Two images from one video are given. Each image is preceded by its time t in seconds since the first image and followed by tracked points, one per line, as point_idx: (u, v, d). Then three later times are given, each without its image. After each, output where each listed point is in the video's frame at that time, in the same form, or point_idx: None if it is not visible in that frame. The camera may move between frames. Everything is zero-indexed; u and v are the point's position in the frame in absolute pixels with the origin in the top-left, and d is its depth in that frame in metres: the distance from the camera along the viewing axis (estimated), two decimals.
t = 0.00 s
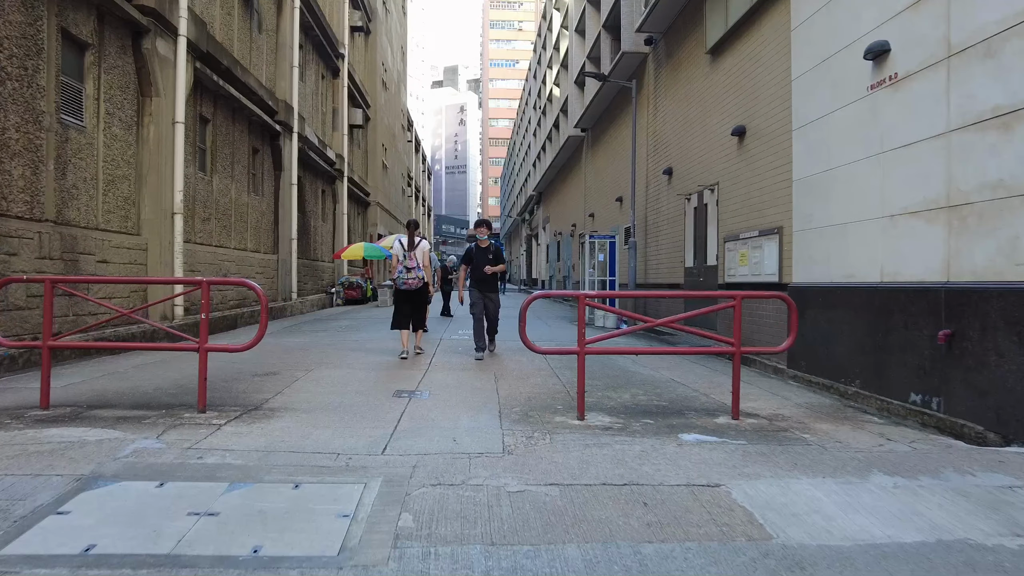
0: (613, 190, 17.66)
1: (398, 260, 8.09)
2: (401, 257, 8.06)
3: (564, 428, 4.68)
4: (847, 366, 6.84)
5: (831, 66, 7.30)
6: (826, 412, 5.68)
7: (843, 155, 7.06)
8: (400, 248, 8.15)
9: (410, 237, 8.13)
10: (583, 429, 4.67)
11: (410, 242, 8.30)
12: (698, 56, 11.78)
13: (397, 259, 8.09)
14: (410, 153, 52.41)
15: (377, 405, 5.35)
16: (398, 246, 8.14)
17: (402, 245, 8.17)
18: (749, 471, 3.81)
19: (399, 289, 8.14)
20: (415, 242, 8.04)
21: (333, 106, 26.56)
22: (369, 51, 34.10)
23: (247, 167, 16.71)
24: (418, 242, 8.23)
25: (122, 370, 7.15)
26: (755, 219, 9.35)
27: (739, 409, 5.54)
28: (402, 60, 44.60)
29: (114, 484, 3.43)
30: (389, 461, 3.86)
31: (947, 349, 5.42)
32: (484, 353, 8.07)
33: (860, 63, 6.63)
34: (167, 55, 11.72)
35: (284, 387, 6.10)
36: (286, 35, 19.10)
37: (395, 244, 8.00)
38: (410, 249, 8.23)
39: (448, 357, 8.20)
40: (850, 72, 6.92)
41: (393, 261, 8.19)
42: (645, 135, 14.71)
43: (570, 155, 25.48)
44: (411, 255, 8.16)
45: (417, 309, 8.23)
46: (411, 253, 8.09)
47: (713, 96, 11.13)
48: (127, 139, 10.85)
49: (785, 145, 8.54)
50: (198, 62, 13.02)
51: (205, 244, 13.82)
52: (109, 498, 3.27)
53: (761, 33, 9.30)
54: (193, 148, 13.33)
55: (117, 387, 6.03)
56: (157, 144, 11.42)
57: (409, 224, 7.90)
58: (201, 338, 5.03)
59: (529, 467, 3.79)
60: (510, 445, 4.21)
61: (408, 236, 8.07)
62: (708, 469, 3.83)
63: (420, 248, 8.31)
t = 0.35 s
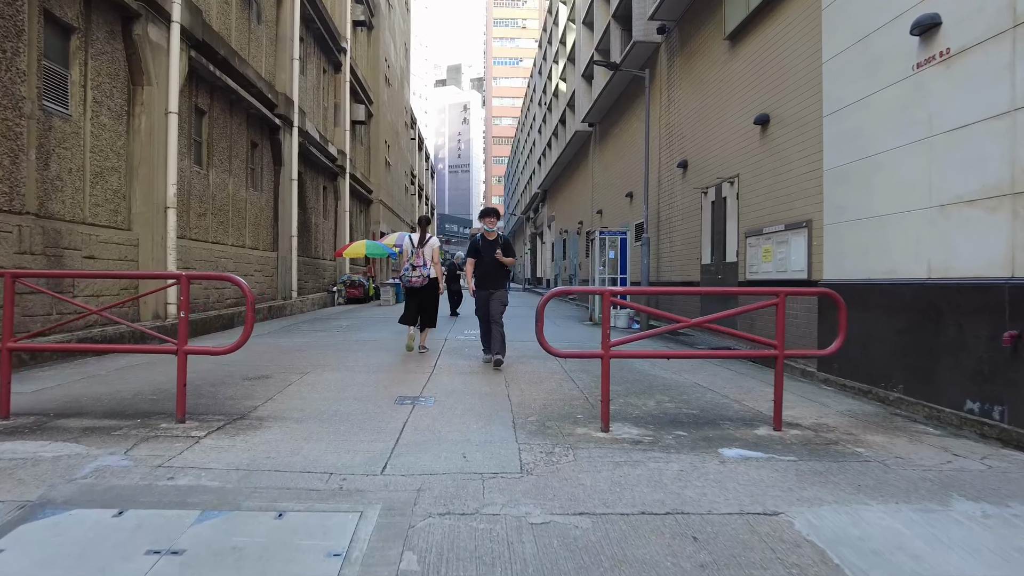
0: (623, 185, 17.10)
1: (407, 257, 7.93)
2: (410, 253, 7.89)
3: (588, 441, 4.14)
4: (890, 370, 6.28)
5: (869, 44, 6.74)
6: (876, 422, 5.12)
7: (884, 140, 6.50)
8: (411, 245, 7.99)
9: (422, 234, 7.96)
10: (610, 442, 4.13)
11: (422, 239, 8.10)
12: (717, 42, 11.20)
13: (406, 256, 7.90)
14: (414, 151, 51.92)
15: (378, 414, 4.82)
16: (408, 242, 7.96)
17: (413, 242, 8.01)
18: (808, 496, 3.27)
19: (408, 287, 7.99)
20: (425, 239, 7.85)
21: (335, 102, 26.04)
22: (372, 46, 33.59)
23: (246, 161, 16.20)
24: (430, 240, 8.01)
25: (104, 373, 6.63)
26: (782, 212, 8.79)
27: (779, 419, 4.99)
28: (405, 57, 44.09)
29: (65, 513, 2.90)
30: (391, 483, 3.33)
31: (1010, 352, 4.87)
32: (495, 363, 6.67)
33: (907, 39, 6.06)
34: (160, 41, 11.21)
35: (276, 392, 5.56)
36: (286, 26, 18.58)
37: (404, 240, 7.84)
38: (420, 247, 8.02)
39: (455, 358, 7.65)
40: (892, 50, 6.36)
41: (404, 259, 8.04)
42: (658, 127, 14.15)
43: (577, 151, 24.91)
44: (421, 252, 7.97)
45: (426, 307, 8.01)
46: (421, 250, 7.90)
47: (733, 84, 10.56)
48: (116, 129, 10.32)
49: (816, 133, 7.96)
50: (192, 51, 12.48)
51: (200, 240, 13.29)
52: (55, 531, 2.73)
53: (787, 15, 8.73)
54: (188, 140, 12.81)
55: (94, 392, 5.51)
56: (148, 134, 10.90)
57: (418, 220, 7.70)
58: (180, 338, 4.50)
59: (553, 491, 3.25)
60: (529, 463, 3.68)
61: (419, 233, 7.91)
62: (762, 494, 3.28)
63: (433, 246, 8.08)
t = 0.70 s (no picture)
0: (639, 182, 16.52)
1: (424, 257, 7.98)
2: (427, 253, 7.93)
3: (634, 468, 3.57)
4: (954, 380, 5.67)
5: (928, 18, 6.09)
6: (951, 440, 4.54)
7: (946, 124, 5.86)
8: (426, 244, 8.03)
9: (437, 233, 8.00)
10: (660, 469, 3.57)
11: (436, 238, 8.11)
12: (746, 26, 10.52)
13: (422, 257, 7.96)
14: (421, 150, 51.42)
15: (389, 431, 4.25)
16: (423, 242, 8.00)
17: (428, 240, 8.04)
18: (916, 542, 2.69)
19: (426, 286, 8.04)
20: (441, 239, 7.91)
21: (341, 98, 25.53)
22: (380, 43, 33.10)
23: (249, 157, 15.68)
24: (444, 238, 8.03)
25: (92, 381, 6.10)
26: (820, 207, 8.19)
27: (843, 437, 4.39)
28: (413, 55, 43.58)
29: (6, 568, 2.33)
30: (408, 525, 2.76)
31: None
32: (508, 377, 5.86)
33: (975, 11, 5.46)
34: (158, 28, 10.68)
35: (276, 404, 5.02)
36: (291, 19, 18.06)
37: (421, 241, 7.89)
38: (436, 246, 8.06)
39: (471, 364, 7.11)
40: (955, 26, 5.75)
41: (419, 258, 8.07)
42: (679, 120, 13.54)
43: (589, 147, 24.33)
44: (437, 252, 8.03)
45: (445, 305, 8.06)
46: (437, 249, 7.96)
47: (762, 71, 9.93)
48: (111, 120, 9.79)
49: (861, 121, 7.29)
50: (192, 39, 11.95)
51: (201, 237, 12.76)
52: None
53: None
54: (189, 133, 12.28)
55: (75, 403, 4.98)
56: (144, 127, 10.37)
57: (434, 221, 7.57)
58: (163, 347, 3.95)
59: (604, 539, 2.67)
60: (569, 499, 3.10)
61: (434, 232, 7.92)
62: (859, 539, 2.70)
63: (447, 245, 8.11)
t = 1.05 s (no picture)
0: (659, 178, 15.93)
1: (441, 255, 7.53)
2: (444, 250, 7.47)
3: (702, 505, 3.03)
4: None
5: None
6: None
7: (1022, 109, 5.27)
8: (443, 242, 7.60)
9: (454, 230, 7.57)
10: (732, 506, 3.03)
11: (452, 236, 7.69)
12: (780, 12, 9.89)
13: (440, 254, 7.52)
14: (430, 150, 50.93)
15: (408, 453, 3.73)
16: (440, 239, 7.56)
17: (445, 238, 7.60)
18: None
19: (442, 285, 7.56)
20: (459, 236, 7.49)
21: (351, 95, 25.06)
22: (390, 40, 32.63)
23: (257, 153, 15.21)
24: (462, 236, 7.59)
25: (83, 390, 5.61)
26: (867, 203, 7.59)
27: (927, 463, 3.83)
28: (423, 53, 43.11)
29: None
30: None
31: None
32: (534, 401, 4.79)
33: None
34: (160, 17, 10.20)
35: (282, 419, 4.50)
36: (300, 13, 17.58)
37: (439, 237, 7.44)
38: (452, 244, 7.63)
39: (492, 372, 6.58)
40: None
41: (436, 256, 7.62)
42: (704, 113, 12.94)
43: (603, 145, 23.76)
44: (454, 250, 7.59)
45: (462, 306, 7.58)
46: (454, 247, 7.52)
47: (798, 58, 9.33)
48: (111, 112, 9.32)
49: (916, 111, 6.67)
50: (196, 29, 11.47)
51: (207, 235, 12.29)
52: None
53: None
54: (194, 128, 11.82)
55: (59, 417, 4.48)
56: (145, 119, 9.90)
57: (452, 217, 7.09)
58: (148, 357, 3.43)
59: None
60: (631, 548, 2.56)
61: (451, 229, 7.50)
62: None
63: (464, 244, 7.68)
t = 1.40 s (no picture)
0: (679, 176, 15.27)
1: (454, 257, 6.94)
2: (458, 253, 6.87)
3: None
4: None
5: None
6: None
7: None
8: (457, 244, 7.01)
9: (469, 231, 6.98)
10: None
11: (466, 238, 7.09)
12: None
13: (453, 257, 6.93)
14: (438, 149, 50.34)
15: (425, 501, 3.12)
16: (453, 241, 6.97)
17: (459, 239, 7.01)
18: None
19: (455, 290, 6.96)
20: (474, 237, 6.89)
21: (358, 92, 24.47)
22: (398, 36, 32.03)
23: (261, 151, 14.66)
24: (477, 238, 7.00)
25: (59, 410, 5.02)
26: (920, 202, 6.94)
27: None
28: (430, 52, 42.52)
29: None
30: None
31: None
32: (606, 452, 3.76)
33: None
34: (157, 6, 9.64)
35: (278, 451, 3.91)
36: (305, 6, 17.00)
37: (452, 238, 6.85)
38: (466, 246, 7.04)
39: (513, 389, 5.96)
40: None
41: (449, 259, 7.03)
42: (729, 107, 12.28)
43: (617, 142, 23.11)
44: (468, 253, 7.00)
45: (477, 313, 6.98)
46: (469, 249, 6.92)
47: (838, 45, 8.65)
48: (104, 105, 8.76)
49: (984, 100, 6.02)
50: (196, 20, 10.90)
51: (208, 236, 11.75)
52: None
53: None
54: (194, 123, 11.27)
55: (23, 448, 3.89)
56: (141, 114, 9.34)
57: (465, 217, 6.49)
58: (112, 389, 2.84)
59: None
60: None
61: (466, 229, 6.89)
62: None
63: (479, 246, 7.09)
